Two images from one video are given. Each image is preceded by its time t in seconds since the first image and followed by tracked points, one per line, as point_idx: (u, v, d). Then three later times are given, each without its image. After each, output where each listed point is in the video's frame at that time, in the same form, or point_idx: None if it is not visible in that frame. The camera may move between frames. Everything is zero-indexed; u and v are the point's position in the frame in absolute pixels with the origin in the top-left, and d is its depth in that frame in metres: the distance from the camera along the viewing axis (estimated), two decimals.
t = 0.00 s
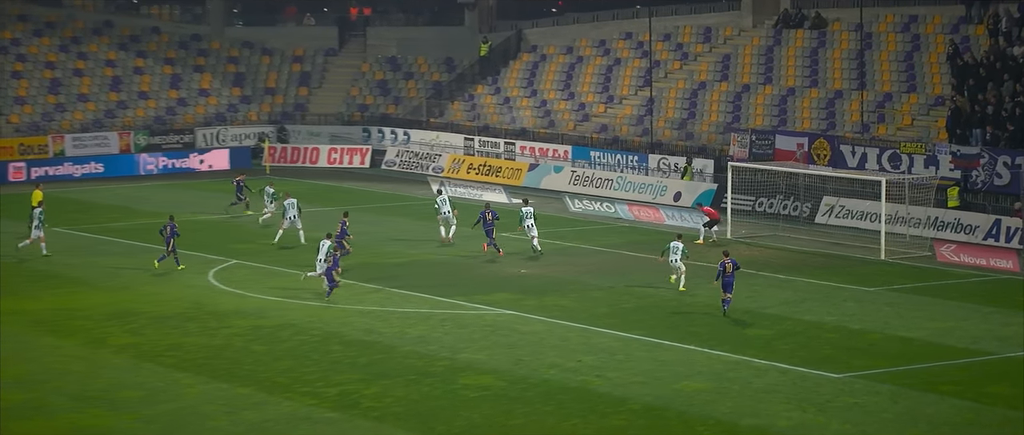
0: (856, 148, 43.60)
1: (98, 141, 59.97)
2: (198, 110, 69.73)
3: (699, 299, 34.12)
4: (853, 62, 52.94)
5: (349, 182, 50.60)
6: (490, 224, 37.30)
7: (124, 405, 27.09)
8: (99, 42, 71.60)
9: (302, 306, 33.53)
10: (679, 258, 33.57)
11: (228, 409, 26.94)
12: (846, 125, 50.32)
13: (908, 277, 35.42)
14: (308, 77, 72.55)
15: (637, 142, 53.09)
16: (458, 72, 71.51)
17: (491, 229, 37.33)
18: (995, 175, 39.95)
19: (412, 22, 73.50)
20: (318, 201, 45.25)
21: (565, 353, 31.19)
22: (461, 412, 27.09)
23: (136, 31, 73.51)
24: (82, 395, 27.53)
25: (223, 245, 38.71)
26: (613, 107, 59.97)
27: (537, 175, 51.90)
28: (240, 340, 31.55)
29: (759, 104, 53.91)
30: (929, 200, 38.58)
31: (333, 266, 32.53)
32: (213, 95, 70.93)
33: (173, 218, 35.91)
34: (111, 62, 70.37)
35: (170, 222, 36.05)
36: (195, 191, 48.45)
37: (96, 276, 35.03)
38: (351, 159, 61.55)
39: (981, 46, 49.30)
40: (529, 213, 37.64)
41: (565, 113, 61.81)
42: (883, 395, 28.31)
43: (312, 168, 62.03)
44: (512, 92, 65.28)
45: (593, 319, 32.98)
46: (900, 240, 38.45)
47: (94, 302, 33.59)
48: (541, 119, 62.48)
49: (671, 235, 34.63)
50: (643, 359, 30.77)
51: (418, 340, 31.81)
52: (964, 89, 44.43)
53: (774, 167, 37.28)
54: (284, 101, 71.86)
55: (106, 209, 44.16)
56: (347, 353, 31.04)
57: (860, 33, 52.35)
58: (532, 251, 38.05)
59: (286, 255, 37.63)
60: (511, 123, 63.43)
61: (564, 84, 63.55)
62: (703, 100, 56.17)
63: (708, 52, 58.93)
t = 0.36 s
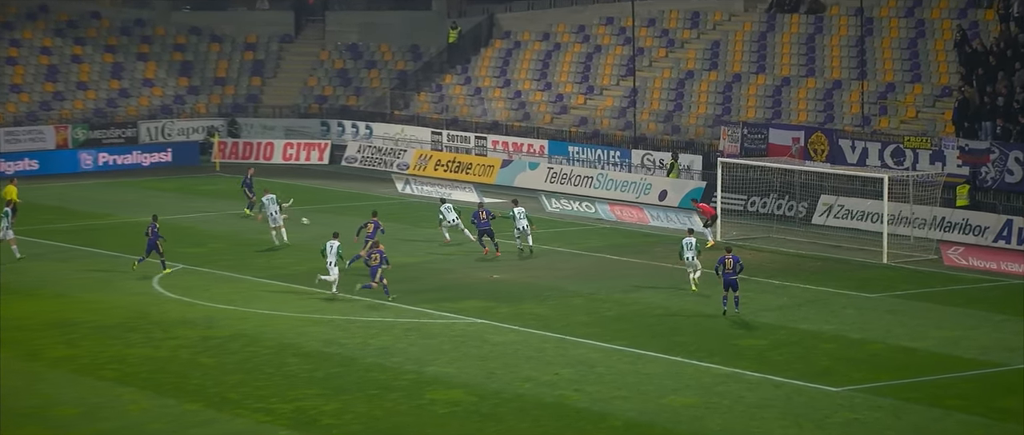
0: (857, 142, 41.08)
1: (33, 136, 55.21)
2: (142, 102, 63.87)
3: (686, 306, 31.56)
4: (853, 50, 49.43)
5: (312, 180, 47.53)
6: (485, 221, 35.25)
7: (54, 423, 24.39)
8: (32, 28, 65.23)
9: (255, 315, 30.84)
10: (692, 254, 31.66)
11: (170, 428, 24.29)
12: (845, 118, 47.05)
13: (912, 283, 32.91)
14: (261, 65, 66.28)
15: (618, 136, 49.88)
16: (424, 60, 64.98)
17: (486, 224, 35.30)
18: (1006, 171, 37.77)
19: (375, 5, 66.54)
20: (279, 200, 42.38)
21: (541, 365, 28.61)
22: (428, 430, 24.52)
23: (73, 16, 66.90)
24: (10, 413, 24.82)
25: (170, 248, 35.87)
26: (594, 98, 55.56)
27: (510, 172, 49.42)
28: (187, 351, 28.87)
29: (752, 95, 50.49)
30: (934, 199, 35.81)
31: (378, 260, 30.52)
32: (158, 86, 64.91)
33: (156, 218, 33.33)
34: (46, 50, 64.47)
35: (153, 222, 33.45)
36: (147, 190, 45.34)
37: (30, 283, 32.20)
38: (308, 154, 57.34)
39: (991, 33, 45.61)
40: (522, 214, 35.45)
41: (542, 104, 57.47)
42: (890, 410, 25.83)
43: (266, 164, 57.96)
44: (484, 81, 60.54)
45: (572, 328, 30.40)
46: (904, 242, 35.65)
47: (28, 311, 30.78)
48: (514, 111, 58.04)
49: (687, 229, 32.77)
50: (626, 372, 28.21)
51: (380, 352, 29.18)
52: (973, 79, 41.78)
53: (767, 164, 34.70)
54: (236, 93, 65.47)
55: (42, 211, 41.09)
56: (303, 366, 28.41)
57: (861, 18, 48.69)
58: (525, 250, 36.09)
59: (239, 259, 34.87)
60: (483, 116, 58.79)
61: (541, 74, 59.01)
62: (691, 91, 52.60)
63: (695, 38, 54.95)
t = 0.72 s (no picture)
0: (851, 136, 39.07)
1: None
2: (80, 93, 60.95)
3: (668, 313, 29.39)
4: (847, 36, 47.33)
5: (272, 177, 45.14)
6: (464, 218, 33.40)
7: None
8: None
9: (202, 322, 28.57)
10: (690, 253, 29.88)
11: None
12: (840, 111, 45.17)
13: (910, 287, 30.80)
14: (209, 54, 63.96)
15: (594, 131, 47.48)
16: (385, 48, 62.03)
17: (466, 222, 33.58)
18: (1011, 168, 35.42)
19: None
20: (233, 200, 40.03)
21: (512, 377, 26.41)
22: None
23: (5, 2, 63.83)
24: None
25: (112, 253, 33.49)
26: (567, 89, 53.09)
27: (477, 169, 47.23)
28: (128, 362, 26.60)
29: (739, 86, 48.25)
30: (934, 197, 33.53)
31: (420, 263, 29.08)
32: (97, 76, 62.02)
33: (130, 217, 31.21)
34: None
35: (127, 222, 31.32)
36: (91, 189, 42.82)
37: None
38: (260, 149, 54.97)
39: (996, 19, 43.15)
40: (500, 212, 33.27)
41: (512, 96, 54.89)
42: (889, 425, 23.69)
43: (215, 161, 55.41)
44: (449, 72, 57.72)
45: (545, 337, 28.20)
46: (903, 244, 33.59)
47: None
48: (482, 103, 55.47)
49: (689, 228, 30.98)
50: (604, 385, 26.03)
51: (336, 362, 26.94)
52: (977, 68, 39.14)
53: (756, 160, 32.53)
54: (181, 83, 62.95)
55: None
56: (253, 377, 26.16)
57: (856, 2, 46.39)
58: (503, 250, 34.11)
59: (186, 263, 32.52)
60: (448, 107, 56.06)
61: (510, 63, 56.42)
62: (673, 81, 50.39)
63: (677, 25, 52.57)
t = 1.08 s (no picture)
0: (813, 136, 39.12)
1: None
2: (42, 94, 60.59)
3: (632, 313, 29.41)
4: (810, 36, 47.44)
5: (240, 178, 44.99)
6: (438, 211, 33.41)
7: None
8: None
9: (165, 323, 28.50)
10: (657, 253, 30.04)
11: None
12: (802, 111, 45.30)
13: (873, 287, 30.92)
14: (171, 54, 63.72)
15: (557, 130, 47.64)
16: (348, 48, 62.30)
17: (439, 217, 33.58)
18: (973, 168, 35.35)
19: None
20: (199, 201, 39.91)
21: (475, 376, 26.39)
22: None
23: None
24: None
25: (75, 254, 33.36)
26: (529, 90, 53.09)
27: (441, 169, 46.64)
28: (92, 362, 26.50)
29: (702, 86, 48.29)
30: (897, 197, 33.73)
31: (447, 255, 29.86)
32: (59, 76, 61.70)
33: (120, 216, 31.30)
34: None
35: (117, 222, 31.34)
36: (56, 190, 42.61)
37: None
38: (223, 150, 54.25)
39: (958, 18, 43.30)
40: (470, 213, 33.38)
41: (476, 96, 54.77)
42: (852, 425, 23.70)
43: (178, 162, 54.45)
44: (412, 71, 57.87)
45: (509, 336, 28.20)
46: (866, 244, 33.91)
47: None
48: (446, 104, 55.31)
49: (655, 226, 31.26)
50: (567, 384, 26.01)
51: (300, 363, 26.88)
52: (940, 67, 38.50)
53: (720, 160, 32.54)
54: (144, 83, 62.71)
55: None
56: (217, 378, 26.08)
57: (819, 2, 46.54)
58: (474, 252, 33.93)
59: (149, 264, 32.42)
60: (412, 107, 56.21)
61: (474, 63, 56.32)
62: (636, 81, 50.37)
63: (641, 25, 52.55)
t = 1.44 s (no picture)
0: (767, 136, 39.15)
1: None
2: None
3: (585, 313, 29.43)
4: (763, 35, 47.55)
5: (199, 179, 44.76)
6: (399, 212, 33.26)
7: None
8: None
9: (116, 325, 28.41)
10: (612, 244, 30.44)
11: None
12: (755, 110, 45.28)
13: (826, 286, 31.05)
14: (124, 54, 63.28)
15: (511, 132, 47.63)
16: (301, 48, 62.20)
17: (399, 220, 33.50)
18: (925, 167, 35.54)
19: None
20: (154, 203, 39.72)
21: (428, 376, 26.33)
22: None
23: None
24: None
25: (28, 256, 33.15)
26: (483, 90, 53.11)
27: (395, 168, 47.01)
28: (43, 364, 26.36)
29: (655, 85, 48.38)
30: (849, 196, 34.00)
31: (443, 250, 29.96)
32: (11, 77, 61.18)
33: (100, 215, 31.22)
34: None
35: (95, 222, 31.10)
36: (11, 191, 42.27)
37: None
38: (175, 150, 54.15)
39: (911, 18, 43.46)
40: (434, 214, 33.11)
41: (429, 96, 54.74)
42: (805, 423, 23.65)
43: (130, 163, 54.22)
44: (365, 71, 57.88)
45: (461, 337, 28.19)
46: (819, 243, 34.17)
47: None
48: (399, 104, 55.26)
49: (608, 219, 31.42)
50: (520, 385, 25.96)
51: (252, 364, 26.76)
52: (892, 65, 39.12)
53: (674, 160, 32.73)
54: (96, 85, 62.28)
55: None
56: (169, 379, 25.93)
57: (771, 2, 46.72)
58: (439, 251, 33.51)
59: (102, 266, 32.27)
60: (365, 108, 56.23)
61: (427, 63, 56.30)
62: (589, 80, 50.37)
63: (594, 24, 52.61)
